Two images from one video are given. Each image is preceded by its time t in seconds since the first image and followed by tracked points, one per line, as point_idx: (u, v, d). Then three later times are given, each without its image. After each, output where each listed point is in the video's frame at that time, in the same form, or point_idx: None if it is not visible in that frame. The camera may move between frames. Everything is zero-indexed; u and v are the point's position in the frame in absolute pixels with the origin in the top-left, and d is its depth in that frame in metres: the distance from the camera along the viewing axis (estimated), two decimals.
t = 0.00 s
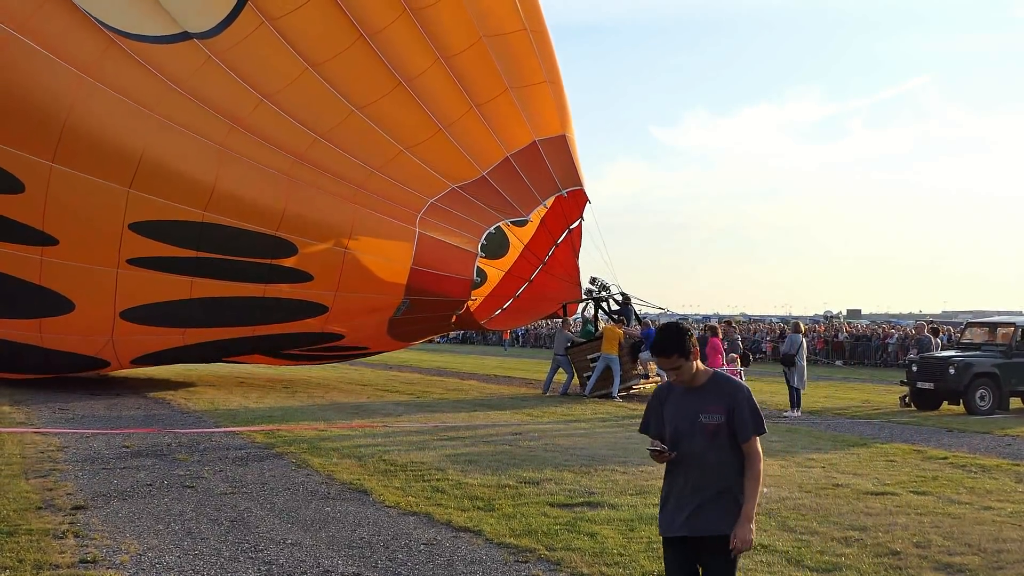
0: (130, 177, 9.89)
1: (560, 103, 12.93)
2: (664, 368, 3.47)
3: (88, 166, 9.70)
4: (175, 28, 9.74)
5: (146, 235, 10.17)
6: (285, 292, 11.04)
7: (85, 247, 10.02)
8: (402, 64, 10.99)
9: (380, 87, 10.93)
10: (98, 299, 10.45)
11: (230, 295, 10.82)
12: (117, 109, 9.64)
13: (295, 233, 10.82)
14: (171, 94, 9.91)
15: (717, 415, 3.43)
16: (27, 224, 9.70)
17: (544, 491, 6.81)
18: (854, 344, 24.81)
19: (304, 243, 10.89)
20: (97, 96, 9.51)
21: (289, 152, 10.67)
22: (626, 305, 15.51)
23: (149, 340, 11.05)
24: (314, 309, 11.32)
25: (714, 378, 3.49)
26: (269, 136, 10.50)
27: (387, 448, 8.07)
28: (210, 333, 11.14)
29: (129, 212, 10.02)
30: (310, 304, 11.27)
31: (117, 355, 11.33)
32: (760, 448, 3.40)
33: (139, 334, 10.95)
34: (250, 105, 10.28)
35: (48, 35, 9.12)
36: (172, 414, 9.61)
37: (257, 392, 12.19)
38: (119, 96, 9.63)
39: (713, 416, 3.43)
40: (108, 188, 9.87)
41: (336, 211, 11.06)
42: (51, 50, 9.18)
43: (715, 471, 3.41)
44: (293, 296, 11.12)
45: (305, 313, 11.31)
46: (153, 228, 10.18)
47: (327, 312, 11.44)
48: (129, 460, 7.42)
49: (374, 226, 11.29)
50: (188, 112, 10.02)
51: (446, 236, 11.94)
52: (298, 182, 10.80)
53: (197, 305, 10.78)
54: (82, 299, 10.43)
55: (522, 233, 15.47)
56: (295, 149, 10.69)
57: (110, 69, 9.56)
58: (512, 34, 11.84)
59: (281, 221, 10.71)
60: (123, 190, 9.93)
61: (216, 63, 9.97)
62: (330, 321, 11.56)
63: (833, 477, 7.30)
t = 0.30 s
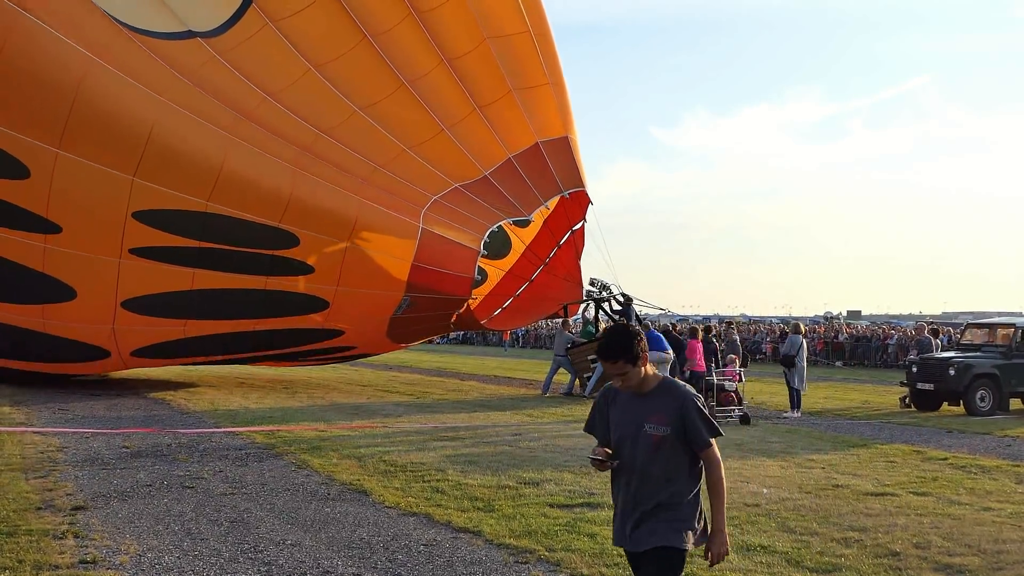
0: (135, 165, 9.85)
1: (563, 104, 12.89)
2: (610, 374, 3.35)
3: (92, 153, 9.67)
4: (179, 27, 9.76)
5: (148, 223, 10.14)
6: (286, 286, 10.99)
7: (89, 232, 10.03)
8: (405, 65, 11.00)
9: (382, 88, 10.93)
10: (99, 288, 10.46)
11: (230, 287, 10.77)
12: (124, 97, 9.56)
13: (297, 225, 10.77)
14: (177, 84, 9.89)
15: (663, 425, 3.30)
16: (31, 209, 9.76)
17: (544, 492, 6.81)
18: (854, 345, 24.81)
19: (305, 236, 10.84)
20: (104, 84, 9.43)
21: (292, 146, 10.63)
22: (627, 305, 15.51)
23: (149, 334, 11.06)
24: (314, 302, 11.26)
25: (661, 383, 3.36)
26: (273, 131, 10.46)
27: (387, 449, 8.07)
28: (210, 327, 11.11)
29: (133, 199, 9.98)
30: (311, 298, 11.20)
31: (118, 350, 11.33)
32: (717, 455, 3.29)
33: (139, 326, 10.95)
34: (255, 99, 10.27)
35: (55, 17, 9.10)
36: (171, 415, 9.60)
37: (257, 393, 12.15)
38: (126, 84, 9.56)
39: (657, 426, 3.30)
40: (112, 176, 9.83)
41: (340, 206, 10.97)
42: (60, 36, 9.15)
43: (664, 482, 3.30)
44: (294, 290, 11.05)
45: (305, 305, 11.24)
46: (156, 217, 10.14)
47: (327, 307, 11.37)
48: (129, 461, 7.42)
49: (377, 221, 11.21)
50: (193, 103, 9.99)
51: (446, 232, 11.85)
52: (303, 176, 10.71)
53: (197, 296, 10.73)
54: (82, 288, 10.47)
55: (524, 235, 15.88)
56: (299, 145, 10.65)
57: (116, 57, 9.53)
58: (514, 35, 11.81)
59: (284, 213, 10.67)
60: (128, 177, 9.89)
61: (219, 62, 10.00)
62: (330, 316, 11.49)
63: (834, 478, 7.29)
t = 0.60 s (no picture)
0: (139, 150, 9.69)
1: (564, 106, 12.87)
2: (547, 366, 3.11)
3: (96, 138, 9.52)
4: (183, 22, 9.81)
5: (151, 210, 10.04)
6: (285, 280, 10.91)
7: (91, 217, 9.94)
8: (408, 66, 11.01)
9: (384, 86, 10.92)
10: (100, 272, 10.42)
11: (231, 275, 10.68)
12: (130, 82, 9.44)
13: (298, 215, 10.63)
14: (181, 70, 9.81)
15: (598, 421, 3.03)
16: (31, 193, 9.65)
17: (542, 492, 6.81)
18: (853, 345, 24.80)
19: (305, 229, 10.72)
20: (111, 68, 9.30)
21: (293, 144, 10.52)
22: (626, 305, 15.52)
23: (149, 322, 11.08)
24: (314, 295, 11.15)
25: (607, 377, 3.08)
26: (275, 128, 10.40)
27: (385, 449, 8.07)
28: (210, 318, 11.10)
29: (136, 185, 9.84)
30: (311, 291, 11.12)
31: (119, 337, 11.34)
32: (650, 463, 2.98)
33: (140, 312, 10.93)
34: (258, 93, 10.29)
35: None
36: (170, 415, 9.60)
37: (255, 393, 12.15)
38: (134, 68, 9.43)
39: (594, 420, 3.03)
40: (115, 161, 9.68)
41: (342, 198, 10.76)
42: (66, 18, 9.04)
43: (590, 483, 3.04)
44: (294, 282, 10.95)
45: (305, 298, 11.15)
46: (159, 203, 10.02)
47: (326, 299, 11.26)
48: (127, 461, 7.42)
49: (379, 217, 11.07)
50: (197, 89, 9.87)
51: (448, 227, 11.65)
52: (306, 167, 10.56)
53: (196, 287, 10.67)
54: (84, 274, 10.46)
55: (525, 236, 15.59)
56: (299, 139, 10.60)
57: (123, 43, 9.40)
58: (517, 35, 11.81)
59: (285, 203, 10.52)
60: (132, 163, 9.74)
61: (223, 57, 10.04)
62: (330, 308, 11.40)
63: (832, 478, 7.29)
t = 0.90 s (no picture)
0: (144, 137, 9.38)
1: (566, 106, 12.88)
2: (462, 377, 3.00)
3: (99, 123, 9.20)
4: (189, 13, 9.49)
5: (155, 197, 9.77)
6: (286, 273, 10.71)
7: (95, 203, 9.70)
8: (412, 67, 10.92)
9: (389, 84, 10.77)
10: (101, 255, 10.20)
11: (232, 265, 10.46)
12: (138, 66, 9.12)
13: (302, 206, 10.36)
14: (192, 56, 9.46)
15: (520, 438, 2.96)
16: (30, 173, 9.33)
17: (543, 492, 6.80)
18: (853, 345, 24.80)
19: (308, 222, 10.45)
20: (123, 50, 9.00)
21: (299, 137, 10.20)
22: (626, 305, 15.52)
23: (149, 309, 10.92)
24: (314, 288, 10.95)
25: (530, 391, 2.99)
26: (281, 119, 10.06)
27: (386, 450, 8.06)
28: (209, 306, 10.92)
29: (141, 171, 9.56)
30: (312, 284, 10.90)
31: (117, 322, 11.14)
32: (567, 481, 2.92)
33: (140, 298, 10.75)
34: (266, 83, 10.00)
35: None
36: (170, 416, 9.60)
37: (256, 394, 12.15)
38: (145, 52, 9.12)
39: (517, 436, 2.96)
40: (120, 147, 9.37)
41: (347, 192, 10.51)
42: None
43: (513, 500, 2.99)
44: (294, 274, 10.73)
45: (305, 290, 10.95)
46: (162, 190, 9.75)
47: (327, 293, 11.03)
48: (127, 462, 7.41)
49: (384, 211, 10.79)
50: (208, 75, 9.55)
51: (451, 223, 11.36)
52: (311, 158, 10.25)
53: (196, 274, 10.47)
54: (87, 260, 10.25)
55: (524, 238, 15.30)
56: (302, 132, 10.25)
57: (132, 27, 9.07)
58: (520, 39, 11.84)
59: (287, 195, 10.24)
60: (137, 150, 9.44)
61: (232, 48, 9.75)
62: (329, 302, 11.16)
63: (832, 478, 7.28)
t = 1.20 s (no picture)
0: (148, 121, 9.32)
1: (568, 107, 13.00)
2: (355, 367, 2.82)
3: (101, 104, 9.19)
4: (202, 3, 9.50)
5: (157, 181, 9.68)
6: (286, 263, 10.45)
7: (98, 186, 9.66)
8: (417, 66, 10.89)
9: (395, 80, 10.71)
10: (103, 238, 10.11)
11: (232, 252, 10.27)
12: (140, 47, 9.07)
13: (304, 196, 10.12)
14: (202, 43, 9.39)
15: (420, 430, 2.78)
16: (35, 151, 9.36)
17: (541, 493, 6.80)
18: (852, 346, 24.77)
19: (309, 213, 10.21)
20: (130, 33, 9.01)
21: (303, 126, 10.02)
22: (625, 306, 15.51)
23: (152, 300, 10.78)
24: (314, 279, 10.62)
25: (433, 379, 2.83)
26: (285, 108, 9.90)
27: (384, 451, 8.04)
28: (209, 293, 10.70)
29: (144, 156, 9.48)
30: (313, 275, 10.59)
31: (117, 310, 10.95)
32: (482, 470, 2.77)
33: (142, 284, 10.58)
34: (271, 73, 9.90)
35: None
36: (169, 416, 9.59)
37: (254, 395, 12.13)
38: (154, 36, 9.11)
39: (414, 429, 2.78)
40: (122, 128, 9.33)
41: (350, 184, 10.30)
42: None
43: (414, 500, 2.79)
44: (293, 264, 10.47)
45: (304, 282, 10.66)
46: (165, 174, 9.65)
47: (327, 284, 10.69)
48: (126, 463, 7.41)
49: (387, 203, 10.51)
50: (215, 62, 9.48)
51: (452, 218, 11.09)
52: (315, 146, 10.07)
53: (197, 259, 10.29)
54: (92, 246, 10.19)
55: (524, 241, 15.39)
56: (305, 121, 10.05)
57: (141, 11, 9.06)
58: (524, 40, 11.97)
59: (289, 183, 10.03)
60: (140, 133, 9.38)
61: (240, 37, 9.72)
62: (329, 295, 10.79)
63: (831, 479, 7.27)
